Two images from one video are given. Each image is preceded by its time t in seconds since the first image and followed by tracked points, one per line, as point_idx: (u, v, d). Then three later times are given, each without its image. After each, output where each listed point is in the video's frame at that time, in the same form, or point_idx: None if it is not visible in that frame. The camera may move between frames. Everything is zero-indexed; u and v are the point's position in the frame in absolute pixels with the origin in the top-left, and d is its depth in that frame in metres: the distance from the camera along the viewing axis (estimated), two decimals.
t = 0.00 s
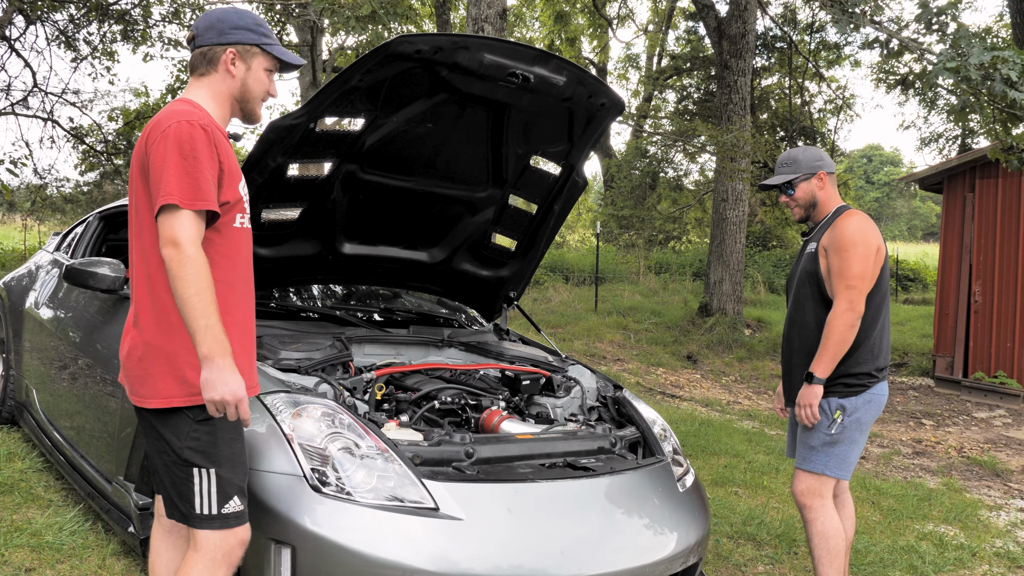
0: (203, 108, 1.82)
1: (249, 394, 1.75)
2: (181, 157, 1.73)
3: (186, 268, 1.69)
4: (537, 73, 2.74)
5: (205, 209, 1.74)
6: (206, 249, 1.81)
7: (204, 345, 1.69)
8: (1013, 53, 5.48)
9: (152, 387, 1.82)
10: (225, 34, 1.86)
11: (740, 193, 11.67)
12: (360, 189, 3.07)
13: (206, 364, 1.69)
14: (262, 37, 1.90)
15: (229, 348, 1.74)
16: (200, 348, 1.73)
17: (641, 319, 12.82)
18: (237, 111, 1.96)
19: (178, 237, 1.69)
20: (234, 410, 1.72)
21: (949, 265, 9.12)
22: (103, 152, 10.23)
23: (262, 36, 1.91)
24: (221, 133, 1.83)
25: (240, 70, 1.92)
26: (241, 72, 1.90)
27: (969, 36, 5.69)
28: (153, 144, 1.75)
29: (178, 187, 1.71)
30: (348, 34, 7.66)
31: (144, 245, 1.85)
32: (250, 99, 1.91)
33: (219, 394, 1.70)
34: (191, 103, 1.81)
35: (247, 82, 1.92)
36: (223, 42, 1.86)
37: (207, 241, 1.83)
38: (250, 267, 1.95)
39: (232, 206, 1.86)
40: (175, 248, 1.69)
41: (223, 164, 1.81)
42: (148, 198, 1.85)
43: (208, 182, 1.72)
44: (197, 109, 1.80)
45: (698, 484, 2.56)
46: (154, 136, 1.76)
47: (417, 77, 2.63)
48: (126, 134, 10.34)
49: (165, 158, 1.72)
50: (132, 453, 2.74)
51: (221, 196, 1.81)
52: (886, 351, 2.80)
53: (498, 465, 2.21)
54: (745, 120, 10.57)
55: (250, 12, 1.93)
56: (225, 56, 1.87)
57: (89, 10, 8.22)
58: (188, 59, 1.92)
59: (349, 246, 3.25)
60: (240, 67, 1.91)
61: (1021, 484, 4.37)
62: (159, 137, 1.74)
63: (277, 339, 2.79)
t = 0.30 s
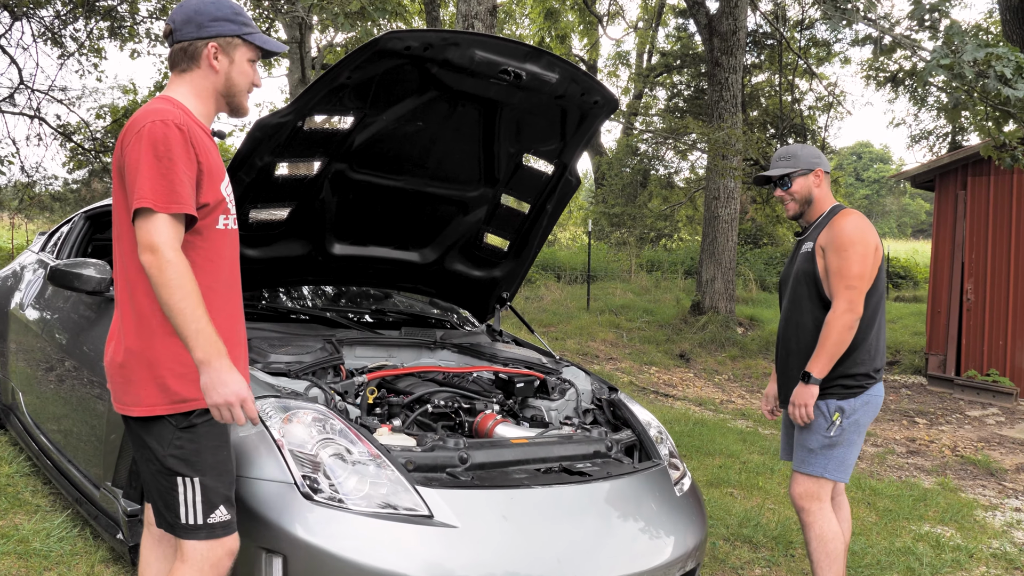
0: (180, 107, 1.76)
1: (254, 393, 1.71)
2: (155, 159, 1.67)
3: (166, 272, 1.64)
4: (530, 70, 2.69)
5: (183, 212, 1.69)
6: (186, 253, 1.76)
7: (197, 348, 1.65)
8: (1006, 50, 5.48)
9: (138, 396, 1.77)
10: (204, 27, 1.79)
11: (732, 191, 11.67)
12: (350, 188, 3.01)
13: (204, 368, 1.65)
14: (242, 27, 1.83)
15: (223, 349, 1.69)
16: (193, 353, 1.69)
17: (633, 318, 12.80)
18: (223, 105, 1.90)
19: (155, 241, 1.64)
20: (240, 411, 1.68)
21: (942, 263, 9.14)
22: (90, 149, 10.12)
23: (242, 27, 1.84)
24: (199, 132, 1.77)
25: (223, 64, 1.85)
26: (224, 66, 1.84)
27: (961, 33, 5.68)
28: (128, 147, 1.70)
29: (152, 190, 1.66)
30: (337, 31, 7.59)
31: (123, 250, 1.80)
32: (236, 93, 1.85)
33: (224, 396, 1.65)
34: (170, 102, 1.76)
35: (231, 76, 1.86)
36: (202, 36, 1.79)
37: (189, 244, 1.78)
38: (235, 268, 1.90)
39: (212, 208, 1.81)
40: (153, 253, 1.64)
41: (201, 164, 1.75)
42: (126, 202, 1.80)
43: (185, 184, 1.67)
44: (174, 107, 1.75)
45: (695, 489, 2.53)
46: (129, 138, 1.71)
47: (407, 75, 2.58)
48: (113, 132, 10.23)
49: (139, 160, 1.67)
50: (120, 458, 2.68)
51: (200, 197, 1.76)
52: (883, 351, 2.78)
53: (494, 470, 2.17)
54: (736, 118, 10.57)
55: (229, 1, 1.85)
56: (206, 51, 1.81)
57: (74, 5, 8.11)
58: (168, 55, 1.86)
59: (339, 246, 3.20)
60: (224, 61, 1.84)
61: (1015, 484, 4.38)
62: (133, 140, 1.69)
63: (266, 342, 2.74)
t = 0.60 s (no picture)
0: (181, 109, 1.73)
1: (221, 412, 1.68)
2: (153, 161, 1.64)
3: (159, 277, 1.61)
4: (528, 70, 2.66)
5: (179, 217, 1.65)
6: (181, 258, 1.73)
7: (175, 360, 1.62)
8: (1003, 47, 5.49)
9: (130, 400, 1.73)
10: (202, 28, 1.77)
11: (726, 189, 11.67)
12: (346, 189, 2.98)
13: (177, 380, 1.62)
14: (240, 26, 1.81)
15: (202, 363, 1.66)
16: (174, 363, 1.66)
17: (627, 316, 12.80)
18: (223, 105, 1.88)
19: (150, 246, 1.61)
20: (205, 430, 1.66)
21: (936, 261, 9.19)
22: (81, 148, 10.02)
23: (240, 26, 1.81)
24: (200, 135, 1.74)
25: (223, 65, 1.83)
26: (224, 67, 1.82)
27: (957, 30, 5.66)
28: (126, 147, 1.67)
29: (150, 193, 1.62)
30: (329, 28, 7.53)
31: (119, 252, 1.77)
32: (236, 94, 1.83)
33: (191, 412, 1.63)
34: (169, 103, 1.73)
35: (230, 77, 1.84)
36: (201, 37, 1.77)
37: (185, 248, 1.74)
38: (234, 274, 1.86)
39: (210, 212, 1.77)
40: (146, 257, 1.61)
41: (200, 167, 1.72)
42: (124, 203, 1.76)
43: (181, 188, 1.63)
44: (174, 109, 1.72)
45: (695, 492, 2.51)
46: (128, 138, 1.68)
47: (404, 75, 2.55)
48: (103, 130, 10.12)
49: (137, 161, 1.64)
50: (115, 462, 2.65)
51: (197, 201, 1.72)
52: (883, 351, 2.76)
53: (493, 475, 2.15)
54: (730, 116, 10.57)
55: None
56: (206, 51, 1.79)
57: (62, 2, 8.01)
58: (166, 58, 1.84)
59: (334, 247, 3.16)
60: (223, 62, 1.82)
61: (1012, 483, 4.39)
62: (132, 140, 1.66)
63: (262, 344, 2.69)
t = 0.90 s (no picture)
0: (191, 106, 1.71)
1: (242, 409, 1.65)
2: (163, 159, 1.61)
3: (170, 277, 1.58)
4: (534, 68, 2.64)
5: (189, 215, 1.63)
6: (191, 257, 1.70)
7: (191, 359, 1.59)
8: (1003, 45, 5.51)
9: (140, 403, 1.71)
10: (212, 26, 1.74)
11: (721, 188, 11.68)
12: (349, 188, 2.95)
13: (196, 378, 1.59)
14: (250, 23, 1.78)
15: (218, 362, 1.63)
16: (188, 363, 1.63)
17: (621, 315, 12.81)
18: (234, 104, 1.86)
19: (161, 245, 1.58)
20: (228, 426, 1.62)
21: (931, 260, 9.25)
22: (73, 147, 9.94)
23: (249, 22, 1.79)
24: (209, 134, 1.72)
25: (234, 62, 1.81)
26: (235, 65, 1.80)
27: (957, 29, 5.67)
28: (136, 145, 1.64)
29: (159, 192, 1.60)
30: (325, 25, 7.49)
31: (128, 252, 1.74)
32: (249, 91, 1.81)
33: (213, 409, 1.59)
34: (179, 100, 1.70)
35: (242, 73, 1.82)
36: (210, 36, 1.74)
37: (195, 248, 1.71)
38: (243, 274, 1.84)
39: (219, 212, 1.74)
40: (157, 256, 1.58)
41: (209, 167, 1.70)
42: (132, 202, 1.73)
43: (192, 186, 1.61)
44: (183, 107, 1.69)
45: (700, 495, 2.50)
46: (138, 136, 1.65)
47: (410, 72, 2.52)
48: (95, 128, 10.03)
49: (147, 160, 1.61)
50: (114, 464, 2.61)
51: (207, 199, 1.70)
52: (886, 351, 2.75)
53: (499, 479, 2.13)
54: (725, 115, 10.59)
55: None
56: (216, 50, 1.76)
57: None
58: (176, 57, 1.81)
59: (336, 247, 3.14)
60: (234, 59, 1.80)
61: (1010, 482, 4.41)
62: (141, 139, 1.64)
63: (263, 345, 2.66)
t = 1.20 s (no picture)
0: (207, 110, 1.69)
1: (267, 411, 1.62)
2: (181, 164, 1.60)
3: (190, 282, 1.57)
4: (546, 71, 2.63)
5: (207, 220, 1.61)
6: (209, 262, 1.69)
7: (214, 363, 1.57)
8: (1005, 44, 5.52)
9: (158, 409, 1.70)
10: (226, 28, 1.72)
11: (717, 184, 11.70)
12: (358, 189, 2.94)
13: (219, 384, 1.57)
14: (262, 24, 1.76)
15: (241, 365, 1.62)
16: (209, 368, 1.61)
17: (616, 311, 12.81)
18: (247, 107, 1.84)
19: (180, 251, 1.57)
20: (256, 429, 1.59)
21: (928, 256, 9.27)
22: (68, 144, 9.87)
23: (261, 23, 1.77)
24: (225, 138, 1.71)
25: (246, 63, 1.79)
26: (247, 66, 1.78)
27: (958, 29, 5.69)
28: (155, 151, 1.63)
29: (178, 197, 1.58)
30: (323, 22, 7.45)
31: (146, 258, 1.73)
32: (262, 92, 1.79)
33: (237, 414, 1.57)
34: (194, 104, 1.69)
35: (256, 74, 1.80)
36: (224, 38, 1.72)
37: (213, 253, 1.70)
38: (259, 279, 1.83)
39: (236, 217, 1.73)
40: (177, 262, 1.57)
41: (225, 171, 1.68)
42: (150, 208, 1.72)
43: (211, 190, 1.60)
44: (200, 111, 1.68)
45: (706, 496, 2.51)
46: (156, 142, 1.64)
47: (422, 75, 2.51)
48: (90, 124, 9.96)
49: (166, 165, 1.60)
50: (119, 464, 2.60)
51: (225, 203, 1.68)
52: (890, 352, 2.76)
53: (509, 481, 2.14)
54: (723, 111, 10.60)
55: None
56: (229, 52, 1.74)
57: None
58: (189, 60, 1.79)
59: (343, 248, 3.13)
60: (247, 60, 1.78)
61: (1009, 479, 4.45)
62: (159, 145, 1.63)
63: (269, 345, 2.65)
